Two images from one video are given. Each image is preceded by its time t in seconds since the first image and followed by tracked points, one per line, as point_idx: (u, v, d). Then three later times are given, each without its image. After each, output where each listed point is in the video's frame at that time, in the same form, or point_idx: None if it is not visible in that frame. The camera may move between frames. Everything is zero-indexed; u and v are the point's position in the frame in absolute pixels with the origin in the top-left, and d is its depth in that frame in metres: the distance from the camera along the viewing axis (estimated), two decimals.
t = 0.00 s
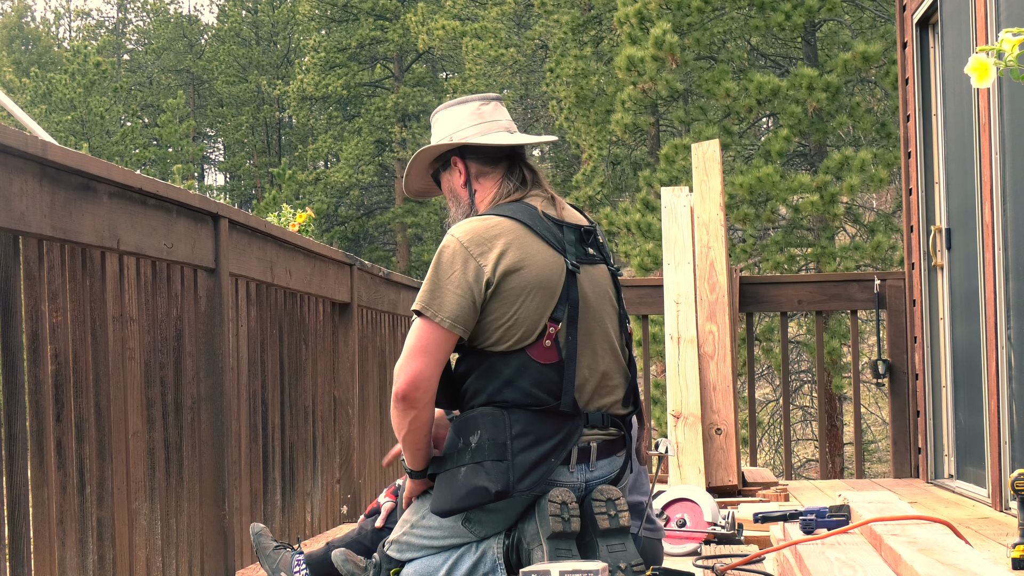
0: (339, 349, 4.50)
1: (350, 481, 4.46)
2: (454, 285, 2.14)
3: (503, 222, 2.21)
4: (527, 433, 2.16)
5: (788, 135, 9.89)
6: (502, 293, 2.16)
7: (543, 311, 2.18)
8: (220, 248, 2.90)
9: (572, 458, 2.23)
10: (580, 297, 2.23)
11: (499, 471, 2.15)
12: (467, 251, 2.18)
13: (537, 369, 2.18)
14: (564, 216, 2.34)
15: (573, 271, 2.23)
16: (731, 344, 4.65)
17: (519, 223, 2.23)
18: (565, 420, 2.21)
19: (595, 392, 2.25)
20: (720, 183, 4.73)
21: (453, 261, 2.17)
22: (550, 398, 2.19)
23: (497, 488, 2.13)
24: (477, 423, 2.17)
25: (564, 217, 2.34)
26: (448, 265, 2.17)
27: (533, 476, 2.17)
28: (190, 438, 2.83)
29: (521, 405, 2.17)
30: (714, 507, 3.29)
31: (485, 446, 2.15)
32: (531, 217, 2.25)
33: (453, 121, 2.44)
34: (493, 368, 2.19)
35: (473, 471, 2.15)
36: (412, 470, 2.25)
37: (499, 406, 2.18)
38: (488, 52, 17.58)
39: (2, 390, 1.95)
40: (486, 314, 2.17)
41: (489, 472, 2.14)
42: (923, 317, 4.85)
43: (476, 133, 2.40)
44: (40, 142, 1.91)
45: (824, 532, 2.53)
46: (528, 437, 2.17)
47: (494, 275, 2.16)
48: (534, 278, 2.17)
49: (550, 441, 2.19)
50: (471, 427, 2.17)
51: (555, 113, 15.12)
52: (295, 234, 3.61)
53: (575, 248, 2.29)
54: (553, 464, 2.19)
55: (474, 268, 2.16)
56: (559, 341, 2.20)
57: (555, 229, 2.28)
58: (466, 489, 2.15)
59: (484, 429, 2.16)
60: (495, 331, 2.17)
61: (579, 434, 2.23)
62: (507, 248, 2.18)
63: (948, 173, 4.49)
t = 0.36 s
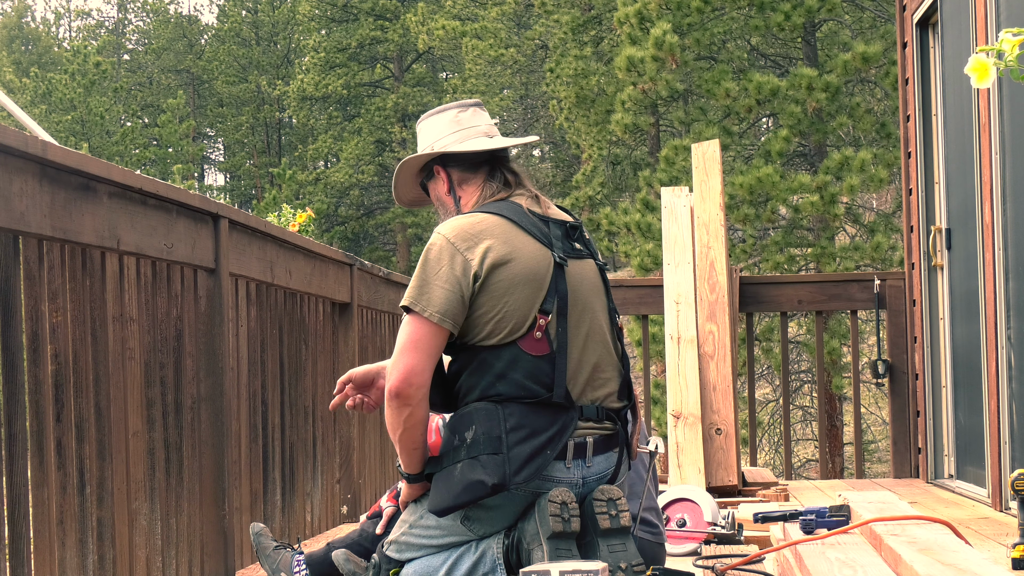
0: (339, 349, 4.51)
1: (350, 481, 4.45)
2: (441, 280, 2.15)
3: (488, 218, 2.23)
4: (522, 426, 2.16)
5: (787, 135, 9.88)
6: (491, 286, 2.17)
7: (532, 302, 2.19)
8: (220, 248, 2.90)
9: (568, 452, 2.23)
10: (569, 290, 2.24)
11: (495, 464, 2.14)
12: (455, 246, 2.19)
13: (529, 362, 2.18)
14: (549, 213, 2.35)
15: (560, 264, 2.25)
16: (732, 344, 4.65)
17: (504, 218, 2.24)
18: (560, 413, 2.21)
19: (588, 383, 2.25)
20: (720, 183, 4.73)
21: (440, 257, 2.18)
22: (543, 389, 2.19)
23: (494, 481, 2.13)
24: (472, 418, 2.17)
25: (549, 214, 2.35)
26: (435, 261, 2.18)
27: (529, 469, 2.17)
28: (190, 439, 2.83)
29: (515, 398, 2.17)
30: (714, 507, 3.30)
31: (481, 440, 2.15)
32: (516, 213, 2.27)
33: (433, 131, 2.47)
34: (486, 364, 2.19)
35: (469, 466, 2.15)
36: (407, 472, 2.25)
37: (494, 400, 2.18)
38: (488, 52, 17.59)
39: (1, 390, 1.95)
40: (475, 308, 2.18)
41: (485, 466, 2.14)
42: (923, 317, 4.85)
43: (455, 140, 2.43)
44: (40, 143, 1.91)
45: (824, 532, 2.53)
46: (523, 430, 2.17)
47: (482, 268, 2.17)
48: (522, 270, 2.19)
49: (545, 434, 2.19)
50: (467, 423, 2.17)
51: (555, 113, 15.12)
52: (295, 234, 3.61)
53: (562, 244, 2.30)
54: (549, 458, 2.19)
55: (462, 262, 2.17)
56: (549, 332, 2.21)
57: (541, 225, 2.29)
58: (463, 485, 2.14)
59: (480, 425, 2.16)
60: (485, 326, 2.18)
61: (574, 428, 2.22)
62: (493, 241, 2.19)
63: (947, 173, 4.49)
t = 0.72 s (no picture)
0: (339, 349, 4.51)
1: (350, 481, 4.45)
2: (412, 281, 2.17)
3: (460, 221, 2.25)
4: (512, 418, 2.16)
5: (787, 135, 9.89)
6: (464, 287, 2.19)
7: (509, 299, 2.20)
8: (220, 248, 2.90)
9: (562, 448, 2.22)
10: (547, 285, 2.24)
11: (486, 455, 2.13)
12: (428, 249, 2.20)
13: (515, 358, 2.19)
14: (525, 214, 2.36)
15: (537, 259, 2.25)
16: (732, 344, 4.65)
17: (476, 220, 2.26)
18: (550, 406, 2.21)
19: (576, 379, 2.25)
20: (720, 183, 4.74)
21: (412, 260, 2.20)
22: (528, 383, 2.19)
23: (484, 471, 2.12)
24: (462, 412, 2.16)
25: (525, 215, 2.36)
26: (406, 264, 2.20)
27: (520, 460, 2.16)
28: (190, 438, 2.83)
29: (503, 392, 2.18)
30: (714, 507, 3.30)
31: (472, 433, 2.14)
32: (489, 215, 2.28)
33: (406, 146, 2.50)
34: (474, 363, 2.19)
35: (460, 459, 2.14)
36: (400, 477, 2.25)
37: (483, 394, 2.18)
38: (488, 52, 17.61)
39: (2, 390, 1.95)
40: (449, 308, 2.20)
41: (476, 458, 2.13)
42: (924, 317, 4.85)
43: (427, 157, 2.46)
44: (40, 143, 1.91)
45: (824, 532, 2.53)
46: (513, 423, 2.16)
47: (452, 269, 2.19)
48: (493, 268, 2.20)
49: (533, 426, 2.18)
50: (458, 418, 2.17)
51: (555, 113, 15.12)
52: (296, 234, 3.61)
53: (539, 240, 2.30)
54: (541, 451, 2.19)
55: (434, 264, 2.19)
56: (532, 327, 2.21)
57: (516, 225, 2.30)
58: (455, 479, 2.13)
59: (470, 418, 2.15)
60: (461, 325, 2.20)
61: (565, 422, 2.22)
62: (465, 242, 2.21)
63: (948, 173, 4.49)
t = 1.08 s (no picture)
0: (339, 349, 4.51)
1: (350, 481, 4.45)
2: (398, 278, 2.19)
3: (450, 220, 2.27)
4: (506, 410, 2.16)
5: (787, 135, 9.89)
6: (449, 285, 2.20)
7: (496, 295, 2.20)
8: (220, 248, 2.90)
9: (558, 441, 2.21)
10: (537, 281, 2.23)
11: (480, 446, 2.13)
12: (415, 248, 2.23)
13: (506, 354, 2.19)
14: (519, 214, 2.35)
15: (525, 256, 2.25)
16: (732, 344, 4.65)
17: (466, 219, 2.27)
18: (545, 399, 2.20)
19: (569, 373, 2.25)
20: (720, 183, 4.74)
21: (400, 258, 2.22)
22: (519, 375, 2.18)
23: (477, 461, 2.11)
24: (457, 406, 2.17)
25: (519, 215, 2.35)
26: (396, 262, 2.23)
27: (514, 451, 2.15)
28: (190, 438, 2.83)
29: (497, 384, 2.18)
30: (714, 507, 3.29)
31: (467, 424, 2.15)
32: (478, 215, 2.29)
33: (412, 149, 2.48)
34: (468, 360, 2.20)
35: (455, 450, 2.14)
36: (397, 479, 2.26)
37: (478, 386, 2.18)
38: (488, 52, 17.61)
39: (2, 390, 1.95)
40: (435, 306, 2.22)
41: (470, 448, 2.13)
42: (924, 317, 4.85)
43: (433, 157, 2.44)
44: (40, 143, 1.91)
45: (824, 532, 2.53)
46: (507, 414, 2.16)
47: (438, 267, 2.21)
48: (478, 267, 2.21)
49: (528, 418, 2.17)
50: (454, 411, 2.18)
51: (556, 113, 15.12)
52: (296, 234, 3.61)
53: (530, 239, 2.29)
54: (536, 445, 2.18)
55: (420, 263, 2.21)
56: (523, 323, 2.21)
57: (506, 224, 2.30)
58: (449, 470, 2.14)
59: (464, 410, 2.16)
60: (447, 322, 2.21)
61: (561, 415, 2.21)
62: (452, 241, 2.23)
63: (948, 173, 4.49)
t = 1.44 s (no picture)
0: (338, 349, 4.51)
1: (350, 481, 4.45)
2: (400, 278, 2.19)
3: (450, 219, 2.26)
4: (504, 408, 2.17)
5: (788, 135, 9.88)
6: (450, 284, 2.20)
7: (495, 295, 2.20)
8: (220, 248, 2.90)
9: (557, 438, 2.21)
10: (535, 282, 2.23)
11: (477, 443, 2.14)
12: (417, 246, 2.22)
13: (502, 354, 2.19)
14: (519, 212, 2.34)
15: (525, 256, 2.24)
16: (732, 344, 4.65)
17: (466, 217, 2.27)
18: (542, 398, 2.20)
19: (566, 371, 2.25)
20: (720, 183, 4.74)
21: (401, 257, 2.22)
22: (514, 373, 2.19)
23: (474, 458, 2.11)
24: (456, 403, 2.18)
25: (520, 213, 2.34)
26: (397, 261, 2.22)
27: (510, 448, 2.16)
28: (190, 438, 2.83)
29: (493, 382, 2.18)
30: (714, 507, 3.29)
31: (465, 421, 2.15)
32: (479, 214, 2.28)
33: (419, 142, 2.49)
34: (464, 360, 2.20)
35: (453, 448, 2.15)
36: (397, 479, 2.27)
37: (475, 384, 2.19)
38: (488, 52, 17.61)
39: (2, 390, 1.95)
40: (436, 304, 2.22)
41: (467, 445, 2.13)
42: (923, 317, 4.85)
43: (439, 151, 2.44)
44: (40, 143, 1.90)
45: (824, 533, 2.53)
46: (505, 412, 2.17)
47: (439, 266, 2.20)
48: (479, 265, 2.21)
49: (525, 416, 2.18)
50: (452, 409, 2.18)
51: (555, 113, 15.12)
52: (295, 234, 3.61)
53: (530, 238, 2.29)
54: (533, 443, 2.18)
55: (421, 261, 2.21)
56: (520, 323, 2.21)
57: (507, 223, 2.29)
58: (447, 468, 2.14)
59: (462, 408, 2.16)
60: (447, 321, 2.21)
61: (560, 413, 2.21)
62: (452, 239, 2.22)
63: (948, 173, 4.49)
